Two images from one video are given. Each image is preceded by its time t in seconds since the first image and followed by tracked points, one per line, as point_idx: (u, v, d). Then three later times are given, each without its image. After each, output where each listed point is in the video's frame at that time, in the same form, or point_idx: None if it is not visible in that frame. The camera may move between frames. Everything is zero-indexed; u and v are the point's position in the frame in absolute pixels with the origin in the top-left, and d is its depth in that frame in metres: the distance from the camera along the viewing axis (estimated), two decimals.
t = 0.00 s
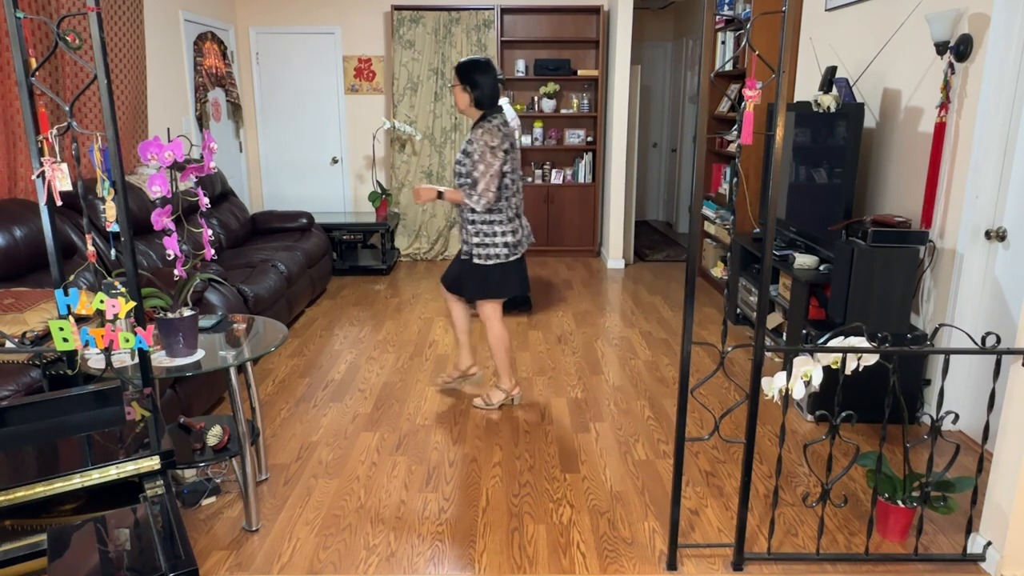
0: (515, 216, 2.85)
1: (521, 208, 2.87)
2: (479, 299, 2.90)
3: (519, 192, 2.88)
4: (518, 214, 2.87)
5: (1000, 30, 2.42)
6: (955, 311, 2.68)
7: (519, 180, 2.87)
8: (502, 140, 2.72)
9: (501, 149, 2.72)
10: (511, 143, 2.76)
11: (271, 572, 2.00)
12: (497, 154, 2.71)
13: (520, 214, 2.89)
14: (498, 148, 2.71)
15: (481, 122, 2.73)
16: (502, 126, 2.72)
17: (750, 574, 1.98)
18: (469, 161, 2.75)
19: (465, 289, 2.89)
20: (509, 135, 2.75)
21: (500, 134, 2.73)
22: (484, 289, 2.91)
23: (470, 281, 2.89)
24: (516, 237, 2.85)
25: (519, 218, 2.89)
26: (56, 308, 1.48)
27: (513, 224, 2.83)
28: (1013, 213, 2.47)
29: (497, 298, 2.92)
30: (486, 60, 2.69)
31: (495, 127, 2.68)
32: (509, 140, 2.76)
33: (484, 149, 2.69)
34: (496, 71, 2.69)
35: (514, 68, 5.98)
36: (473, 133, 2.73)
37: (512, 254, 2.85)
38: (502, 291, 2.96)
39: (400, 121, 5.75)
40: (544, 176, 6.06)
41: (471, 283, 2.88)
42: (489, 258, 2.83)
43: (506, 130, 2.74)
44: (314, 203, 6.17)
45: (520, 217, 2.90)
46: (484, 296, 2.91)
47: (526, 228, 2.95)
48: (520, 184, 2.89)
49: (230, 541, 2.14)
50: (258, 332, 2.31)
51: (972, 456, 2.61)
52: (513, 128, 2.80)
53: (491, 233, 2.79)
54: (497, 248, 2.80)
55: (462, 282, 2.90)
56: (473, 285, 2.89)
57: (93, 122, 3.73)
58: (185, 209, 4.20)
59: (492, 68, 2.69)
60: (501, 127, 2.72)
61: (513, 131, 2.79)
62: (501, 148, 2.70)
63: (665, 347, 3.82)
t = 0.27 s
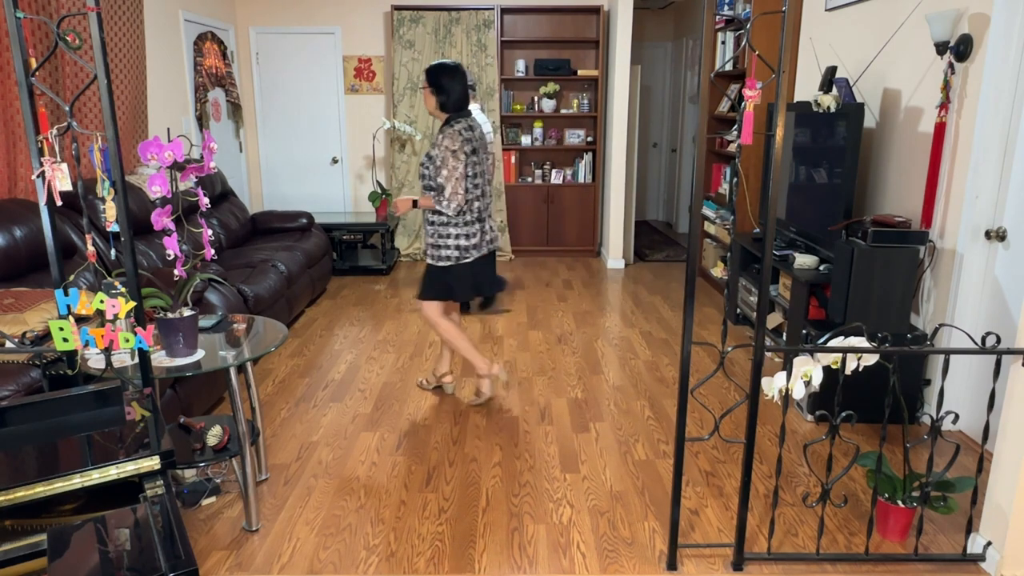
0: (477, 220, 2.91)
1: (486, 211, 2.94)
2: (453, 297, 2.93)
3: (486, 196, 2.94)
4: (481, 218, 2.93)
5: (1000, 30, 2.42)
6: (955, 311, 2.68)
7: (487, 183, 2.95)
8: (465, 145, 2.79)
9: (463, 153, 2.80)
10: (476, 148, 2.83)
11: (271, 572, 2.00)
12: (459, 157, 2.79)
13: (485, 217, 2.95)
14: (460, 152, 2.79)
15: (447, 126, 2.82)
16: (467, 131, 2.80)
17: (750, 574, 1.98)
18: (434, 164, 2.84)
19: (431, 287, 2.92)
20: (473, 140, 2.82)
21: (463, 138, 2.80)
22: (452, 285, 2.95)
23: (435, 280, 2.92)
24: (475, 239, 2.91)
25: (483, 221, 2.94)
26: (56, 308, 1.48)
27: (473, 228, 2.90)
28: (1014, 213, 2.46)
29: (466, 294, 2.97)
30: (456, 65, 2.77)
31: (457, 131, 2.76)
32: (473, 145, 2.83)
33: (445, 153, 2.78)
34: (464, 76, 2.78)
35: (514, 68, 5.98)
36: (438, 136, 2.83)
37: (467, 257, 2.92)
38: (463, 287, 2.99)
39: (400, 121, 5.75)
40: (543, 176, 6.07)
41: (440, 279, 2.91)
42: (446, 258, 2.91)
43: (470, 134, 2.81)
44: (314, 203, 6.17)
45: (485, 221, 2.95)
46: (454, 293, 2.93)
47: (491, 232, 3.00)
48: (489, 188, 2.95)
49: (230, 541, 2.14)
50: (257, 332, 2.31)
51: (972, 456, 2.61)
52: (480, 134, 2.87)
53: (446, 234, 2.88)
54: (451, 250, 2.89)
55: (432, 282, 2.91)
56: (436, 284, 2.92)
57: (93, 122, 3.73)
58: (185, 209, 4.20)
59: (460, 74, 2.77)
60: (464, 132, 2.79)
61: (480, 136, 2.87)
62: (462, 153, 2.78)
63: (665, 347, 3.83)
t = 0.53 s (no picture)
0: (444, 216, 2.89)
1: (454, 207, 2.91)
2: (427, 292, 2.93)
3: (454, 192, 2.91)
4: (449, 214, 2.90)
5: (1000, 30, 2.42)
6: (954, 311, 2.68)
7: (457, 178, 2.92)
8: (430, 140, 2.78)
9: (427, 149, 2.78)
10: (443, 143, 2.82)
11: (271, 572, 2.00)
12: (423, 152, 2.78)
13: (454, 214, 2.92)
14: (425, 147, 2.78)
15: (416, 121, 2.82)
16: (432, 127, 2.78)
17: (750, 574, 1.98)
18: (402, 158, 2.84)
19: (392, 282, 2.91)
20: (439, 136, 2.80)
21: (429, 133, 2.79)
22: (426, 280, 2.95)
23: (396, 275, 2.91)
24: (440, 236, 2.89)
25: (451, 218, 2.91)
26: (56, 308, 1.48)
27: (438, 224, 2.88)
28: (1014, 213, 2.47)
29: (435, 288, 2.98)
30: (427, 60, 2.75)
31: (421, 127, 2.75)
32: (439, 141, 2.81)
33: (410, 148, 2.77)
34: (436, 71, 2.76)
35: (514, 68, 5.98)
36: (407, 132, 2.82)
37: (432, 253, 2.90)
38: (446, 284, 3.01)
39: (399, 121, 5.75)
40: (543, 176, 6.07)
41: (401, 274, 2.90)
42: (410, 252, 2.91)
43: (436, 130, 2.79)
44: (314, 203, 6.17)
45: (453, 218, 2.92)
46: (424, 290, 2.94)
47: (461, 230, 2.97)
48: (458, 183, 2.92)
49: (230, 541, 2.14)
50: (257, 332, 2.31)
51: (972, 456, 2.62)
52: (451, 130, 2.84)
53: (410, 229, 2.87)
54: (414, 245, 2.88)
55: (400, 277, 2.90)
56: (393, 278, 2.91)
57: (93, 122, 3.73)
58: (185, 209, 4.20)
59: (430, 70, 2.74)
60: (431, 127, 2.78)
61: (449, 132, 2.84)
62: (425, 148, 2.76)
63: (665, 347, 3.82)
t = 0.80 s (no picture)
0: (405, 220, 2.86)
1: (418, 211, 2.87)
2: (409, 296, 2.92)
3: (419, 197, 2.87)
4: (411, 219, 2.87)
5: (1000, 30, 2.42)
6: (955, 311, 2.68)
7: (423, 183, 2.88)
8: (390, 144, 2.77)
9: (388, 152, 2.78)
10: (404, 147, 2.80)
11: (271, 573, 2.00)
12: (382, 155, 2.77)
13: (417, 219, 2.88)
14: (384, 150, 2.77)
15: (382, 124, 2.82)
16: (394, 130, 2.77)
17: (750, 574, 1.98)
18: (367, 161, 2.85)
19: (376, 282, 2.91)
20: (400, 140, 2.78)
21: (390, 137, 2.78)
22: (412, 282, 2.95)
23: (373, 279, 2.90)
24: (400, 240, 2.86)
25: (414, 223, 2.88)
26: (56, 308, 1.48)
27: (398, 228, 2.86)
28: (1014, 214, 2.47)
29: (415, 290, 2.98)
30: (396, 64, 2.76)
31: (381, 130, 2.75)
32: (401, 144, 2.79)
33: (369, 151, 2.77)
34: (404, 75, 2.75)
35: (514, 68, 5.98)
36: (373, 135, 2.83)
37: (391, 256, 2.88)
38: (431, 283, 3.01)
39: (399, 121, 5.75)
40: (543, 176, 6.07)
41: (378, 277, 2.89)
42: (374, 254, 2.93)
43: (398, 134, 2.78)
44: (314, 203, 6.17)
45: (417, 223, 2.89)
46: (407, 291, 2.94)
47: (425, 235, 2.92)
48: (425, 188, 2.88)
49: (230, 541, 2.14)
50: (257, 332, 2.31)
51: (972, 456, 2.62)
52: (416, 134, 2.82)
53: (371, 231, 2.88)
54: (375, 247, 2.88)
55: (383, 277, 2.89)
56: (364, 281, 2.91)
57: (93, 122, 3.73)
58: (185, 209, 4.20)
59: (396, 74, 2.74)
60: (391, 131, 2.77)
61: (414, 135, 2.82)
62: (384, 151, 2.76)
63: (665, 347, 3.83)
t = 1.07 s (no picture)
0: (369, 217, 2.85)
1: (383, 210, 2.85)
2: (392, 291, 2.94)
3: (386, 196, 2.84)
4: (375, 216, 2.85)
5: (1001, 30, 2.42)
6: (955, 311, 2.68)
7: (393, 182, 2.85)
8: (357, 141, 2.79)
9: (355, 149, 2.80)
10: (371, 144, 2.80)
11: (271, 573, 2.00)
12: (348, 151, 2.79)
13: (381, 217, 2.86)
14: (352, 147, 2.79)
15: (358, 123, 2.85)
16: (363, 128, 2.78)
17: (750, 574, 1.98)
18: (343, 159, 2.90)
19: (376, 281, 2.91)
20: (367, 137, 2.79)
21: (359, 134, 2.79)
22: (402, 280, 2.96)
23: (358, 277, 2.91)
24: (361, 236, 2.86)
25: (377, 220, 2.86)
26: (56, 308, 1.48)
27: (361, 224, 2.86)
28: (1014, 213, 2.46)
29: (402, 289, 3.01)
30: (378, 65, 2.79)
31: (350, 127, 2.78)
32: (369, 142, 2.80)
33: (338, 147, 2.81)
34: (381, 75, 2.77)
35: (514, 68, 5.98)
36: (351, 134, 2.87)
37: (353, 252, 2.89)
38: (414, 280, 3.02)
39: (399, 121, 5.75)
40: (543, 176, 6.07)
41: (359, 275, 2.91)
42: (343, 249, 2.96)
43: (366, 132, 2.78)
44: (314, 203, 6.16)
45: (380, 221, 2.86)
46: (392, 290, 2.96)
47: (388, 234, 2.88)
48: (394, 187, 2.85)
49: (230, 541, 2.14)
50: (257, 332, 2.31)
51: (972, 456, 2.62)
52: (387, 133, 2.80)
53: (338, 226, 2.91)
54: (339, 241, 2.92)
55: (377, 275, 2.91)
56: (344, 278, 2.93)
57: (93, 122, 3.74)
58: (185, 209, 4.20)
59: (372, 74, 2.77)
60: (360, 129, 2.78)
61: (385, 134, 2.80)
62: (350, 148, 2.78)
63: (665, 347, 3.83)
